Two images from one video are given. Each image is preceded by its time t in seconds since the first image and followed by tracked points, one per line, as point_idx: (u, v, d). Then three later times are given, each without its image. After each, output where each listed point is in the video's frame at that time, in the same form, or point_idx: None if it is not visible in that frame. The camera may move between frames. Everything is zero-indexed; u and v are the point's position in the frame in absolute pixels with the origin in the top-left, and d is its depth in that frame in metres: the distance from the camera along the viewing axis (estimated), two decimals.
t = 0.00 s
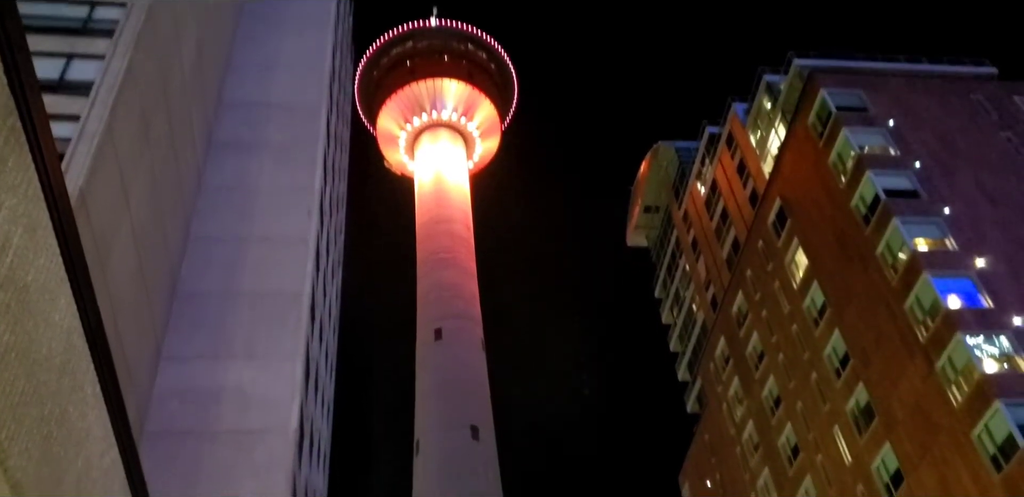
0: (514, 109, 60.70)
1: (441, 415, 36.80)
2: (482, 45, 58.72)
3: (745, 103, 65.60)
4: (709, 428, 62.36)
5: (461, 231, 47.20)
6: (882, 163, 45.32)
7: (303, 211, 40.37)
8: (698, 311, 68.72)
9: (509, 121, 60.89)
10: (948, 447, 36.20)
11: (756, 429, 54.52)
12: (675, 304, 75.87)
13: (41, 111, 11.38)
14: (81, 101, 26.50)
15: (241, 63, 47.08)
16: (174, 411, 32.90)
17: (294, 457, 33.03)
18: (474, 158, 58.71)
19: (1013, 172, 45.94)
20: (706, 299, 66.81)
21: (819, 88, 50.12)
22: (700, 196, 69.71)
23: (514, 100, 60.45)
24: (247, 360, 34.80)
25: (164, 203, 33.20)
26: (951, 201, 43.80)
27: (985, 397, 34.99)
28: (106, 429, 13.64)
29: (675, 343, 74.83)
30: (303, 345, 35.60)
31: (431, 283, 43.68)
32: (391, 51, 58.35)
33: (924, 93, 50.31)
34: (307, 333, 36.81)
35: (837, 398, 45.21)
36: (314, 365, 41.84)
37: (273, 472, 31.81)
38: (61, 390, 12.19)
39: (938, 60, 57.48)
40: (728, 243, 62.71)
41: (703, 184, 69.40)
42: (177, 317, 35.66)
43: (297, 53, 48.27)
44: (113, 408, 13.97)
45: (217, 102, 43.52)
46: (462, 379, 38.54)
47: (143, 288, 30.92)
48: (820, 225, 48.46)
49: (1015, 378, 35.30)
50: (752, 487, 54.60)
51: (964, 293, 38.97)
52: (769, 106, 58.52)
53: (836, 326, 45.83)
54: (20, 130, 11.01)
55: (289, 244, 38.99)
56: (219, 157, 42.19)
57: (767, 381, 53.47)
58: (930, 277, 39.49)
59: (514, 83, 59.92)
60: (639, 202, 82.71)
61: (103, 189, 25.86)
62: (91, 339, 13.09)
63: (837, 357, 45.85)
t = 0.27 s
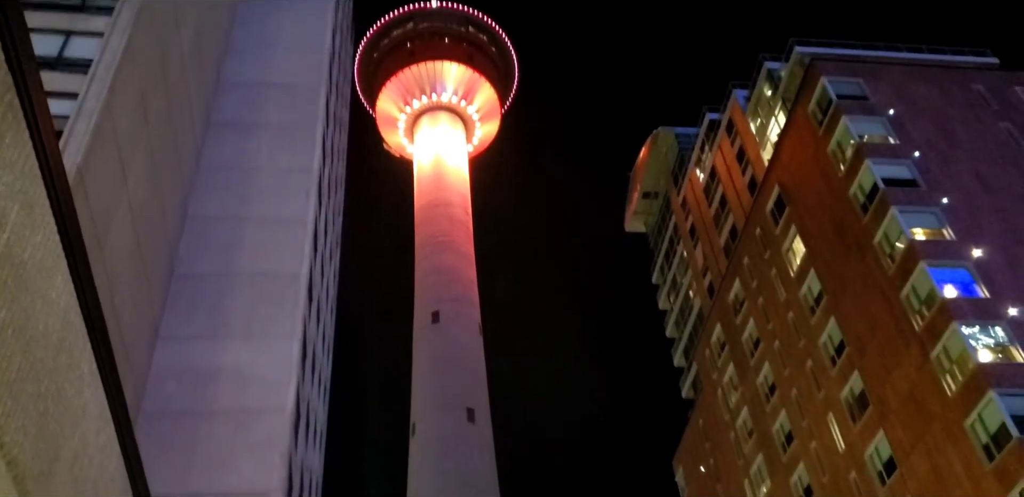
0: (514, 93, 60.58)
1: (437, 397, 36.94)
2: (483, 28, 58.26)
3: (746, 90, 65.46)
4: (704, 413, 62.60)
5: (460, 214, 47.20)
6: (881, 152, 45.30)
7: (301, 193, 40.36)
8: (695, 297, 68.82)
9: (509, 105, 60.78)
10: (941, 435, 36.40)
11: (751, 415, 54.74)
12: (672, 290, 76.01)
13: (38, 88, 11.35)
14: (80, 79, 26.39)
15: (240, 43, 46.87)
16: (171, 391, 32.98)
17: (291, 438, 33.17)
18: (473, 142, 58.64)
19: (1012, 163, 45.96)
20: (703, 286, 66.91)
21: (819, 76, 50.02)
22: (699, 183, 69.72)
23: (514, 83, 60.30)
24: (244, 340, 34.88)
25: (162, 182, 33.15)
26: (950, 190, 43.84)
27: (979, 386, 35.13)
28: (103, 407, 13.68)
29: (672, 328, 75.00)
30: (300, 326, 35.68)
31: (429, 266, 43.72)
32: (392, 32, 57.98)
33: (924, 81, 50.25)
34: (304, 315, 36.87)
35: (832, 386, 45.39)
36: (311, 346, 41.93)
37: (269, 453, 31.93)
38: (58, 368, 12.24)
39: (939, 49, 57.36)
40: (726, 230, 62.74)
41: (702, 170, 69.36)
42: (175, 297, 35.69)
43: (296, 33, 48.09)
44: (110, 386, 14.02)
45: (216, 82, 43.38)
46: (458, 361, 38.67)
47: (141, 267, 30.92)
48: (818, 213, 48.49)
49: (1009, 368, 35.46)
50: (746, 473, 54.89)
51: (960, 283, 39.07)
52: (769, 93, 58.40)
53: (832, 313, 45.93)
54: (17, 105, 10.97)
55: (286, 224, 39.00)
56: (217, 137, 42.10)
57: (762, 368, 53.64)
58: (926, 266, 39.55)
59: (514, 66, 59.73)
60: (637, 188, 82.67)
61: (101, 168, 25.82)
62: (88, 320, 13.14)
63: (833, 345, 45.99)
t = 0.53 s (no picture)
0: (514, 60, 60.23)
1: (431, 364, 37.11)
2: None
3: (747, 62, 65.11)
4: (696, 384, 62.99)
5: (457, 182, 47.11)
6: (880, 126, 45.19)
7: (298, 157, 40.24)
8: (690, 269, 68.94)
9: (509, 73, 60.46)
10: (931, 410, 36.69)
11: (743, 387, 55.10)
12: (667, 262, 76.19)
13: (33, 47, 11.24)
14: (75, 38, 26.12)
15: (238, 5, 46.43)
16: (166, 353, 33.10)
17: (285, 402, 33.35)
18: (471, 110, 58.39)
19: (1011, 140, 45.89)
20: (699, 258, 67.03)
21: (820, 49, 49.75)
22: (697, 154, 69.61)
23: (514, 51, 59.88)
24: (240, 304, 34.95)
25: (158, 144, 33.00)
26: (947, 166, 43.81)
27: (969, 362, 35.35)
28: (97, 367, 13.67)
29: (666, 300, 75.25)
30: (296, 291, 35.73)
31: (425, 234, 43.71)
32: None
33: (926, 56, 50.01)
34: (299, 280, 36.92)
35: (823, 359, 45.67)
36: (306, 311, 42.04)
37: (264, 416, 32.13)
38: (52, 328, 12.30)
39: (941, 24, 57.01)
40: (723, 203, 62.72)
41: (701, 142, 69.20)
42: (171, 259, 35.69)
43: None
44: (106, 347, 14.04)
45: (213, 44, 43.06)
46: (453, 329, 38.79)
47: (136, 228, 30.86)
48: (815, 187, 48.47)
49: (1001, 345, 35.66)
50: (736, 444, 55.39)
51: (955, 259, 39.17)
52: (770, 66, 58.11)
53: (826, 287, 46.08)
54: (11, 63, 10.77)
55: (283, 189, 38.90)
56: (214, 99, 41.87)
57: (755, 340, 53.91)
58: (922, 242, 39.61)
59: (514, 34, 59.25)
60: (636, 159, 82.53)
61: (96, 128, 25.67)
62: (82, 280, 12.99)
63: (826, 319, 46.19)
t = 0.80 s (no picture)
0: (513, 36, 59.89)
1: (425, 339, 37.23)
2: None
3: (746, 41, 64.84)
4: (688, 363, 63.28)
5: (453, 157, 46.99)
6: (878, 109, 45.14)
7: (294, 130, 40.08)
8: (685, 249, 69.01)
9: (507, 48, 60.14)
10: (921, 392, 36.95)
11: (734, 366, 55.37)
12: (662, 241, 76.30)
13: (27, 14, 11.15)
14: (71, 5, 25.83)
15: None
16: (161, 324, 33.12)
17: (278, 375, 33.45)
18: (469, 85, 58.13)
19: (1008, 125, 45.89)
20: (694, 238, 67.09)
21: (820, 29, 49.55)
22: (694, 134, 69.43)
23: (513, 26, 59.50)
24: (234, 276, 34.94)
25: (153, 113, 32.79)
26: (944, 150, 43.83)
27: (960, 345, 35.53)
28: (91, 337, 13.67)
29: (660, 278, 75.41)
30: (290, 264, 35.74)
31: (420, 209, 43.65)
32: None
33: (925, 39, 49.86)
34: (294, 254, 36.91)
35: (815, 340, 45.88)
36: (301, 284, 42.08)
37: (258, 388, 32.26)
38: (47, 296, 12.32)
39: (942, 6, 56.78)
40: (719, 183, 62.69)
41: (698, 122, 69.06)
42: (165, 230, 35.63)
43: None
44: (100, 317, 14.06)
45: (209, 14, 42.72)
46: (447, 304, 38.88)
47: (131, 197, 30.74)
48: (812, 169, 48.46)
49: (992, 328, 35.88)
50: (727, 423, 55.77)
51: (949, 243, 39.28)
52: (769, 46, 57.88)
53: (820, 268, 46.19)
54: (5, 29, 10.56)
55: (278, 161, 38.78)
56: (210, 70, 41.61)
57: (748, 320, 54.11)
58: (916, 225, 39.67)
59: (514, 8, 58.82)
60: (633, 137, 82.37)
61: (92, 97, 25.46)
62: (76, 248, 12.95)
63: (819, 300, 46.36)
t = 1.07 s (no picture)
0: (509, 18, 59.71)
1: (419, 321, 37.27)
2: None
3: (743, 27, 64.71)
4: (680, 348, 63.47)
5: (449, 139, 46.89)
6: (874, 97, 45.12)
7: (288, 109, 39.95)
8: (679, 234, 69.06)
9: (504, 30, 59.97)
10: (911, 379, 37.15)
11: (726, 351, 55.57)
12: (656, 227, 76.36)
13: None
14: None
15: None
16: (153, 301, 33.09)
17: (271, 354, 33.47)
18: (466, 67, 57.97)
19: (1003, 115, 45.93)
20: (688, 223, 67.14)
21: (818, 17, 49.46)
22: (690, 119, 69.35)
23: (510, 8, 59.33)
24: (228, 255, 34.90)
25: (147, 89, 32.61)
26: (939, 139, 43.87)
27: (951, 334, 35.70)
28: (83, 313, 13.66)
29: (654, 264, 75.49)
30: (284, 243, 35.71)
31: (415, 191, 43.58)
32: None
33: (923, 28, 49.80)
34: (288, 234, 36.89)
35: (807, 327, 46.05)
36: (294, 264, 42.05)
37: (250, 367, 32.30)
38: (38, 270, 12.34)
39: None
40: (714, 169, 62.71)
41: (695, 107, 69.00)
42: (159, 207, 35.53)
43: None
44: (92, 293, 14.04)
45: None
46: (441, 286, 38.91)
47: (124, 173, 30.61)
48: (807, 156, 48.46)
49: (983, 318, 36.05)
50: (717, 408, 56.03)
51: (941, 232, 39.38)
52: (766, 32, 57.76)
53: (813, 255, 46.29)
54: None
55: (272, 140, 38.65)
56: (205, 47, 41.38)
57: (740, 306, 54.24)
58: (910, 214, 39.73)
59: None
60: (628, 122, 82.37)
61: (85, 71, 25.28)
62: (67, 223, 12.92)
63: (811, 287, 46.50)
